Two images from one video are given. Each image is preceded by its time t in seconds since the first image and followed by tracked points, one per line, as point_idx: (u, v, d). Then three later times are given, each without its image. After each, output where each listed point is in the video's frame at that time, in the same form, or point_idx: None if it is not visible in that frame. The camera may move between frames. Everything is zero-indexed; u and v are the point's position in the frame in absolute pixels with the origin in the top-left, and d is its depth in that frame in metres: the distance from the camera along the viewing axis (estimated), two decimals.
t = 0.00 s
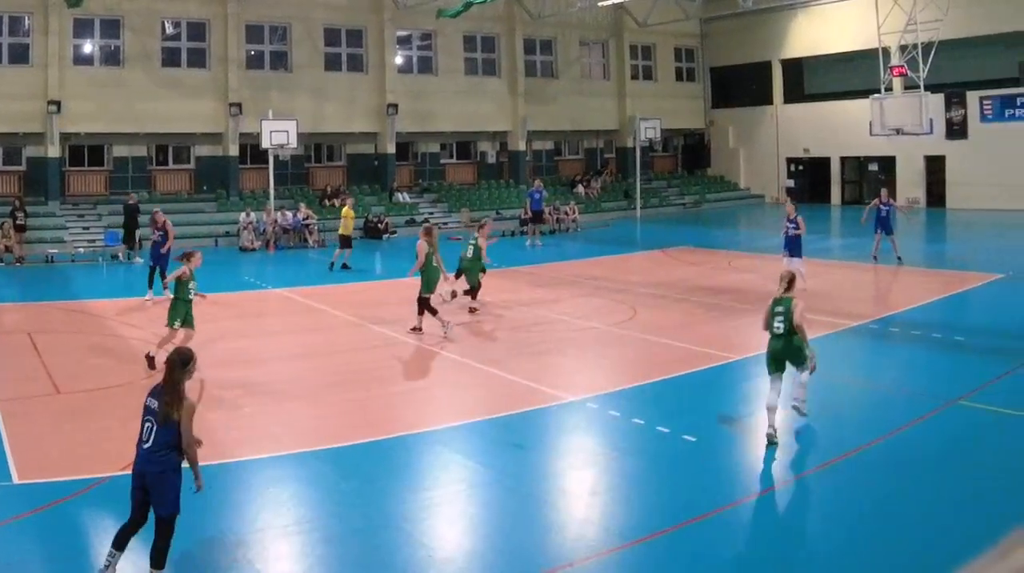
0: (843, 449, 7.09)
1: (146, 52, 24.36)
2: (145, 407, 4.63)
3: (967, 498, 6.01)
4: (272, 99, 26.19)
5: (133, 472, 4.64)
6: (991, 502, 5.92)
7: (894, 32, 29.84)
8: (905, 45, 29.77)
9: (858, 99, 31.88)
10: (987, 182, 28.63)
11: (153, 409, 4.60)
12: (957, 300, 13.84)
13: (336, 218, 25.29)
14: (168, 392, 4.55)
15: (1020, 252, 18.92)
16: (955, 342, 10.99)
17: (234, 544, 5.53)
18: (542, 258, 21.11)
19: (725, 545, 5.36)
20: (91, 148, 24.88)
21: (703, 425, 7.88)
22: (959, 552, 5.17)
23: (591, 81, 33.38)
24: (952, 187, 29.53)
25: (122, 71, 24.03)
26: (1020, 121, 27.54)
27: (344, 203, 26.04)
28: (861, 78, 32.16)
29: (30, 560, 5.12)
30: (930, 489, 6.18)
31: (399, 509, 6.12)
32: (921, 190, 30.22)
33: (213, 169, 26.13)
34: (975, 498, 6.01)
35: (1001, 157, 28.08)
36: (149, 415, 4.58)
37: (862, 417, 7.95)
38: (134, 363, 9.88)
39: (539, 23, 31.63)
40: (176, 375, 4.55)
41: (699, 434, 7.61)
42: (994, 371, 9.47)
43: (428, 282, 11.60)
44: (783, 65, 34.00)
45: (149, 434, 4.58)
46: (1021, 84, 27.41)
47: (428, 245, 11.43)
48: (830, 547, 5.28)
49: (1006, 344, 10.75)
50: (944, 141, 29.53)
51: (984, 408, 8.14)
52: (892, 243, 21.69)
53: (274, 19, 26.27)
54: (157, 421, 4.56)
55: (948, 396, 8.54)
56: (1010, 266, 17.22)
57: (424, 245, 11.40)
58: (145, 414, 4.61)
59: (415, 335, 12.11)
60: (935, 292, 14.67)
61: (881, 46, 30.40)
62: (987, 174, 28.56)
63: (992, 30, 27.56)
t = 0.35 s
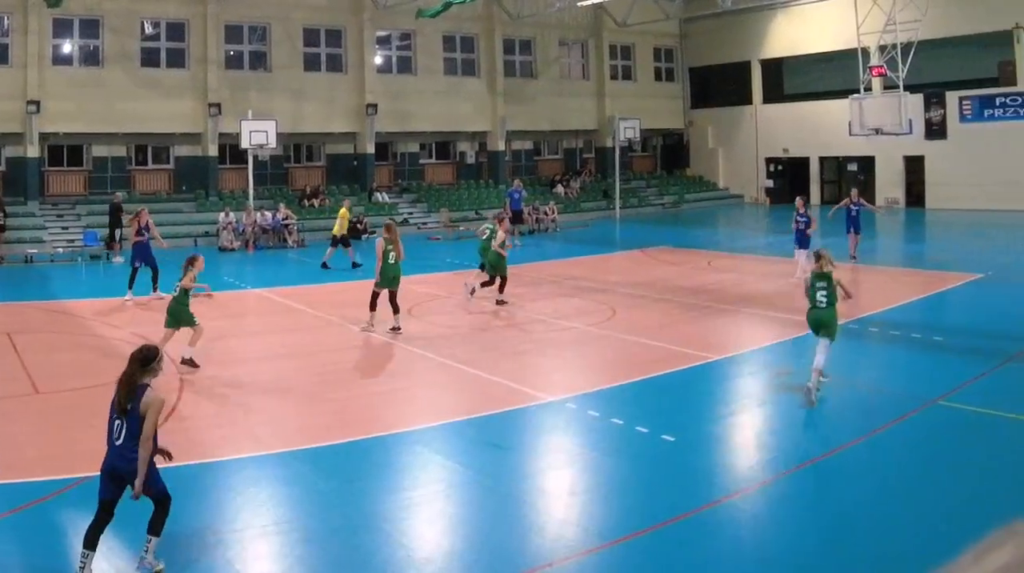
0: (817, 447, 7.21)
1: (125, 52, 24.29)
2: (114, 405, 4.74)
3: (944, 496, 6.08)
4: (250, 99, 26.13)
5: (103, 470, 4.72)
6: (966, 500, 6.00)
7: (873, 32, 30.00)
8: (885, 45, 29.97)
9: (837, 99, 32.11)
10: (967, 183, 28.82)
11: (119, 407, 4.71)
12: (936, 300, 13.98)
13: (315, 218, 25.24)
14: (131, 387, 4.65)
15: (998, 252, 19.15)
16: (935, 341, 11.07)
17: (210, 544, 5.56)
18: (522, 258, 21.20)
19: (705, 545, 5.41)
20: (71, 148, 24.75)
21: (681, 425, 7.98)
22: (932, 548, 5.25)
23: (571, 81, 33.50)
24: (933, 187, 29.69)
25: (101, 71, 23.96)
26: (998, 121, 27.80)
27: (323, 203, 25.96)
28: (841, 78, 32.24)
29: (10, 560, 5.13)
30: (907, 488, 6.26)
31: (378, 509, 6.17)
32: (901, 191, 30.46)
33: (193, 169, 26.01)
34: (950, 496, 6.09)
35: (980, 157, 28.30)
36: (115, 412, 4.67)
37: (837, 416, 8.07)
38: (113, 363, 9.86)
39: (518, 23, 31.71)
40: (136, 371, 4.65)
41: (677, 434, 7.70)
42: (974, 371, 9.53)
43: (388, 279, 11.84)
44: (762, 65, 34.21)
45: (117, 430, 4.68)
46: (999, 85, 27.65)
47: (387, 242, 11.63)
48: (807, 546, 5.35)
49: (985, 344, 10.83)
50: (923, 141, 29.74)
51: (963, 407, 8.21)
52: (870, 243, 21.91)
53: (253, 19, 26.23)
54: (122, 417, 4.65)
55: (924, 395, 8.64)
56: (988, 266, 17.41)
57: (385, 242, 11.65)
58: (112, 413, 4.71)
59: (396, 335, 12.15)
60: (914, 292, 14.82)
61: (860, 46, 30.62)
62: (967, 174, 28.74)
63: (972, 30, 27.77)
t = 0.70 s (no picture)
0: (793, 447, 7.33)
1: (104, 52, 24.31)
2: (127, 389, 4.97)
3: (918, 494, 6.19)
4: (230, 99, 26.11)
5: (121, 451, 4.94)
6: (939, 498, 6.10)
7: (852, 31, 30.21)
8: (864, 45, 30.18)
9: (815, 99, 32.38)
10: (945, 183, 29.13)
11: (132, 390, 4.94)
12: (915, 300, 14.16)
13: (294, 218, 25.19)
14: (145, 369, 4.90)
15: (975, 252, 19.40)
16: (914, 341, 11.20)
17: (190, 544, 5.59)
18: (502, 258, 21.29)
19: (681, 544, 5.50)
20: (50, 148, 24.86)
21: (660, 424, 8.08)
22: (905, 545, 5.36)
23: (550, 81, 33.63)
24: (913, 187, 29.99)
25: (81, 71, 23.96)
26: (976, 121, 28.10)
27: (302, 203, 25.88)
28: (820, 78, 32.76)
29: None
30: (881, 486, 6.36)
31: (358, 508, 6.22)
32: (879, 190, 30.76)
33: (172, 169, 25.97)
34: (922, 494, 6.20)
35: (958, 156, 28.59)
36: (130, 393, 4.90)
37: (814, 415, 8.20)
38: (93, 363, 9.85)
39: (497, 23, 31.78)
40: (149, 354, 4.90)
41: (656, 434, 7.80)
42: (953, 371, 9.65)
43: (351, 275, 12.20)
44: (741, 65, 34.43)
45: (132, 411, 4.90)
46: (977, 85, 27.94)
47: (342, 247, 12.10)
48: (782, 544, 5.45)
49: (964, 343, 10.96)
50: (903, 141, 30.00)
51: (941, 407, 8.32)
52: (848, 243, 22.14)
53: (232, 19, 26.23)
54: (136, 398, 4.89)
55: (898, 394, 8.80)
56: (965, 266, 17.64)
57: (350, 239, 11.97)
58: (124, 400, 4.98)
59: (377, 335, 12.19)
60: (893, 292, 15.00)
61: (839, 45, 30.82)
62: (945, 174, 29.02)
63: (954, 30, 27.95)
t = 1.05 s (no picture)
0: (769, 445, 7.46)
1: (83, 52, 24.29)
2: (141, 390, 5.28)
3: (890, 491, 6.33)
4: (209, 99, 26.11)
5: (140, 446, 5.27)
6: (912, 496, 6.21)
7: (831, 32, 30.41)
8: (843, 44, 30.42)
9: (795, 99, 32.62)
10: (922, 183, 29.39)
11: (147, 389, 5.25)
12: (894, 300, 14.37)
13: (273, 218, 25.13)
14: (157, 369, 5.21)
15: (954, 252, 19.67)
16: (891, 341, 11.36)
17: (169, 545, 5.64)
18: (482, 257, 21.36)
19: (657, 543, 5.60)
20: (29, 148, 24.75)
21: (638, 424, 8.19)
22: (875, 542, 5.48)
23: (529, 81, 33.72)
24: (891, 187, 30.22)
25: (60, 71, 23.93)
26: (956, 121, 28.29)
27: (282, 203, 25.80)
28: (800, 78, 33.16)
29: None
30: (855, 485, 6.48)
31: (337, 508, 6.28)
32: (859, 190, 31.05)
33: (152, 169, 26.15)
34: (896, 492, 6.31)
35: (936, 156, 28.80)
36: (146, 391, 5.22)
37: (791, 414, 8.34)
38: (71, 363, 9.88)
39: (476, 23, 31.83)
40: (163, 355, 5.22)
41: (635, 433, 7.90)
42: (930, 371, 9.79)
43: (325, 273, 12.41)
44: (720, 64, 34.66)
45: (149, 408, 5.22)
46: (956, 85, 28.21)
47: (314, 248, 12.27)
48: (756, 543, 5.55)
49: (941, 343, 11.11)
50: (882, 141, 30.28)
51: (919, 406, 8.44)
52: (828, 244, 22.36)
53: (212, 19, 26.20)
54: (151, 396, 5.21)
55: (874, 393, 8.94)
56: (944, 266, 17.86)
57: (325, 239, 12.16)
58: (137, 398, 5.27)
59: (353, 335, 12.22)
60: (873, 292, 15.18)
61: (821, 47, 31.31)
62: (923, 174, 29.29)
63: (932, 31, 28.31)
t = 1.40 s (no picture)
0: (746, 444, 7.58)
1: (63, 52, 24.31)
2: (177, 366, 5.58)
3: (863, 489, 6.44)
4: (188, 99, 26.13)
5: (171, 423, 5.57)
6: (885, 493, 6.32)
7: (811, 32, 30.53)
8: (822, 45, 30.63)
9: (774, 99, 32.86)
10: (901, 183, 29.64)
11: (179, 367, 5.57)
12: (876, 300, 14.58)
13: (252, 218, 25.06)
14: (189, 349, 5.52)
15: (932, 252, 19.93)
16: (870, 342, 11.52)
17: (148, 544, 5.72)
18: (462, 257, 21.45)
19: (633, 540, 5.69)
20: (7, 148, 24.72)
21: (617, 423, 8.30)
22: (847, 539, 5.58)
23: (508, 81, 33.80)
24: (871, 187, 30.47)
25: (38, 71, 23.94)
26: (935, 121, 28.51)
27: (261, 203, 25.73)
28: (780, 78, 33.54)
29: None
30: (830, 484, 6.56)
31: (316, 508, 6.33)
32: (838, 190, 31.34)
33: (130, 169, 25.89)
34: (872, 490, 6.40)
35: (916, 157, 29.03)
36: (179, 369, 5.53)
37: (767, 413, 8.46)
38: (51, 365, 9.98)
39: (455, 23, 31.88)
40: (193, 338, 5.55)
41: (613, 433, 8.00)
42: (906, 370, 9.93)
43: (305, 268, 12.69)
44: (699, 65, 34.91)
45: (180, 385, 5.52)
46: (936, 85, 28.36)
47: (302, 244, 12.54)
48: (731, 540, 5.65)
49: (919, 343, 11.27)
50: (861, 141, 30.50)
51: (897, 406, 8.55)
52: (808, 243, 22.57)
53: (191, 19, 26.17)
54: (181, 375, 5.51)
55: (850, 393, 9.07)
56: (922, 266, 18.07)
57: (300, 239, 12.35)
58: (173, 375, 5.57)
59: (332, 335, 12.26)
60: (853, 292, 15.35)
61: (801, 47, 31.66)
62: (902, 174, 29.57)
63: (912, 31, 28.52)
